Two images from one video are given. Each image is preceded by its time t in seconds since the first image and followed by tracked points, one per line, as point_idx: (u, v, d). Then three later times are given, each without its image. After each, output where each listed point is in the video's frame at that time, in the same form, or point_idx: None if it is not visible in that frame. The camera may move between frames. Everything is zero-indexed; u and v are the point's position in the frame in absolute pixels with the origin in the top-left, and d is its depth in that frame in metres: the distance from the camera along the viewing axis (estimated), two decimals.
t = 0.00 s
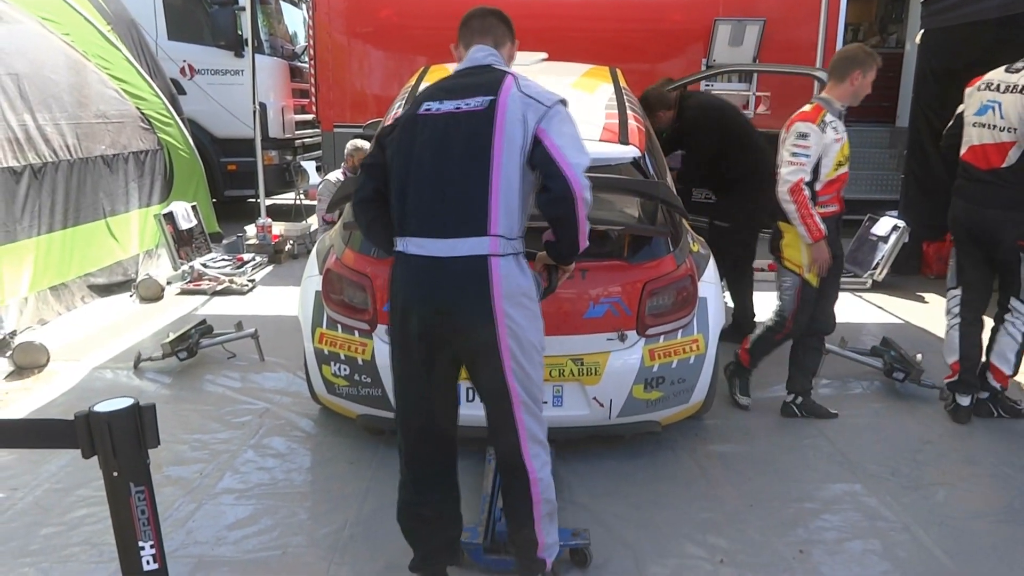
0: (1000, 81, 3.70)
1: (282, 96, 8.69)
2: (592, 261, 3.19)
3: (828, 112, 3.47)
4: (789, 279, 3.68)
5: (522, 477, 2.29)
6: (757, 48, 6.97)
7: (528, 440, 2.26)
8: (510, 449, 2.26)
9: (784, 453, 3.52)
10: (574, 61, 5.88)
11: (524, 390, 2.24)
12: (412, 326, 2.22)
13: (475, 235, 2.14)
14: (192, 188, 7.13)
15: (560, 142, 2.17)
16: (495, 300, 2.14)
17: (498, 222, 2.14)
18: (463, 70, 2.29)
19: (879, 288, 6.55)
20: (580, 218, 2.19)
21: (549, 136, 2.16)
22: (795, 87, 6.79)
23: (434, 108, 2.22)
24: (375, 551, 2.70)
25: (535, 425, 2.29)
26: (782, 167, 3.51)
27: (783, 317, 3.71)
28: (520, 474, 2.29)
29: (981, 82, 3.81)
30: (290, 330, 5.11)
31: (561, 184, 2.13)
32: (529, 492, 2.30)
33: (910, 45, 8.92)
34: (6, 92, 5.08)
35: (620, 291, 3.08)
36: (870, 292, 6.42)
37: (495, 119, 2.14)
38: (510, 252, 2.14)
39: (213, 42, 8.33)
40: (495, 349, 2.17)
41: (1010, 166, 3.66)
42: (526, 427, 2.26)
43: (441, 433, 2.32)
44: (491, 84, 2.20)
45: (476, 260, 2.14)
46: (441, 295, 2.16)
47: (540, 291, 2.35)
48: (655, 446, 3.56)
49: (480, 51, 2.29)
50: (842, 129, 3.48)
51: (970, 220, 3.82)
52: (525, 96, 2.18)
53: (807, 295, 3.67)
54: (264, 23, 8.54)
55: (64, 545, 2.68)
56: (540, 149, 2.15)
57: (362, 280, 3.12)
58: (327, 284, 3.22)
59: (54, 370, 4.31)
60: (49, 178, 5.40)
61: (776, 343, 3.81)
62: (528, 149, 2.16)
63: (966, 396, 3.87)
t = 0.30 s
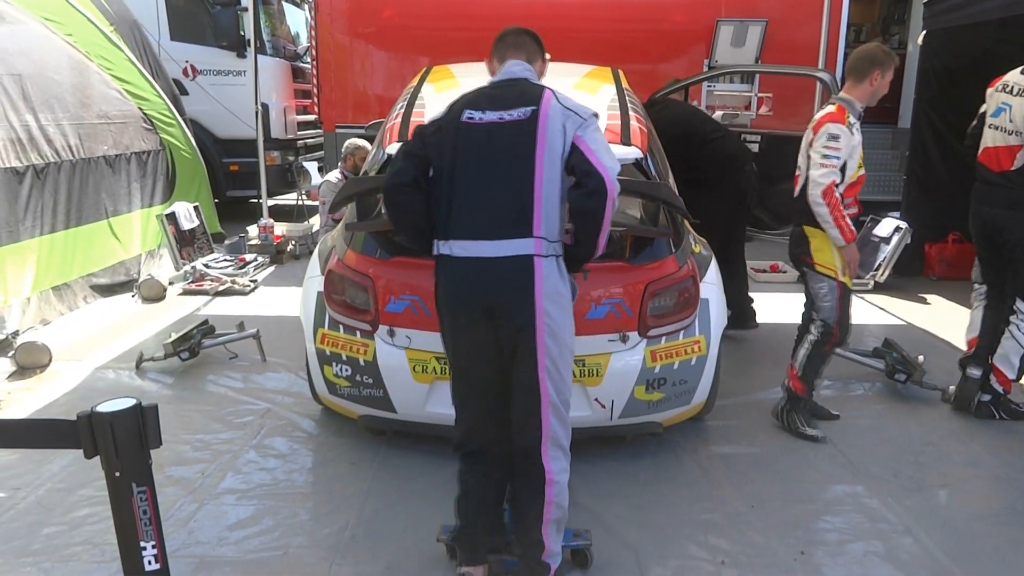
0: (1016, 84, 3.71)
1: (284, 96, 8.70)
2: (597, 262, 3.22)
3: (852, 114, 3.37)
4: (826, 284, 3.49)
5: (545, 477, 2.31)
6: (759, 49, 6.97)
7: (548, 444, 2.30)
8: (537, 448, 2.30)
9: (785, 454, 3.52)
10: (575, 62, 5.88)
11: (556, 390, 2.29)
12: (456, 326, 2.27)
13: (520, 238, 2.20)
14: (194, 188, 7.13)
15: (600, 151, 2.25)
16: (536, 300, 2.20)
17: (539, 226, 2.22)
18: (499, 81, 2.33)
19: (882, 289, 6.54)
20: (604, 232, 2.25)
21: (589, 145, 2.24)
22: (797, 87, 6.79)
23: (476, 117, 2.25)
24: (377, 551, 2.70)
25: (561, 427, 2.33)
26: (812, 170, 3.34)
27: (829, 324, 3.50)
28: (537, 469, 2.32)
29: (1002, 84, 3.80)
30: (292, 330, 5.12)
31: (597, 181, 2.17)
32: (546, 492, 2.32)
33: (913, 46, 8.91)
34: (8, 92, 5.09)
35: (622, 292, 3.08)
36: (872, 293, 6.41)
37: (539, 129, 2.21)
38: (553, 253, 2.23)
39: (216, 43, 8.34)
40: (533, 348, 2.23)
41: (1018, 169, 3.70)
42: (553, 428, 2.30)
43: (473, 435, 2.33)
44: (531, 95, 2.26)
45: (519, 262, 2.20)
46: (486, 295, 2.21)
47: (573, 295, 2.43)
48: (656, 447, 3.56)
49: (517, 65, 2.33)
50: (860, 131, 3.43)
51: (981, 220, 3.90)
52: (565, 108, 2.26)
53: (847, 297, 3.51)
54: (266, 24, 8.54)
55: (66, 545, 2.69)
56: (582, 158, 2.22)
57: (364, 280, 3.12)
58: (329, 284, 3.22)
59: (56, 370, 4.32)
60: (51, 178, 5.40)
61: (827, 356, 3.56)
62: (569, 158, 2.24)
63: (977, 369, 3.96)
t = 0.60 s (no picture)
0: None
1: (285, 98, 8.71)
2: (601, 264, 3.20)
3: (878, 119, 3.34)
4: (854, 292, 3.44)
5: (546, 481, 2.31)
6: (761, 53, 6.97)
7: (553, 443, 2.30)
8: (540, 450, 2.29)
9: (785, 458, 3.51)
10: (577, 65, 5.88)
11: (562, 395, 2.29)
12: (468, 324, 2.27)
13: (535, 242, 2.19)
14: (195, 190, 7.14)
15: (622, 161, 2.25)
16: (547, 305, 2.19)
17: (556, 230, 2.21)
18: (523, 83, 2.33)
19: (882, 293, 6.53)
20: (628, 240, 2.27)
21: (612, 154, 2.24)
22: (798, 92, 6.78)
23: (500, 116, 2.26)
24: (376, 554, 2.70)
25: (565, 430, 2.32)
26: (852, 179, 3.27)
27: (854, 335, 3.48)
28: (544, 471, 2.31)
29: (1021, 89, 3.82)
30: (292, 332, 5.12)
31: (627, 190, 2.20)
32: (550, 494, 2.32)
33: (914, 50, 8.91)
34: (9, 93, 5.09)
35: (622, 296, 3.08)
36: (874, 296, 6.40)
37: (562, 134, 2.21)
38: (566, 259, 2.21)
39: (218, 44, 8.35)
40: (541, 352, 2.22)
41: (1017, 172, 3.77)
42: (557, 432, 2.30)
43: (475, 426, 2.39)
44: (558, 100, 2.26)
45: (532, 265, 2.19)
46: (497, 296, 2.21)
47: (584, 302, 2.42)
48: (657, 450, 3.56)
49: (541, 67, 2.34)
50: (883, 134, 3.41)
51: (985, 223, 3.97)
52: (592, 116, 2.26)
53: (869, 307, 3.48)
54: (268, 25, 8.56)
55: (65, 547, 2.69)
56: (603, 166, 2.23)
57: (364, 282, 3.12)
58: (329, 286, 3.22)
59: (57, 371, 4.32)
60: (52, 180, 5.40)
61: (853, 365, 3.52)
62: (592, 164, 2.24)
63: (979, 376, 4.20)
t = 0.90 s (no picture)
0: None
1: (284, 102, 8.70)
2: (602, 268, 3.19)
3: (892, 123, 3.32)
4: (863, 298, 3.43)
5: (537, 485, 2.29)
6: (759, 56, 6.98)
7: (548, 456, 2.28)
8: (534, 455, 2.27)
9: (785, 462, 3.51)
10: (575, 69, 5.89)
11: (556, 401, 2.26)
12: (458, 322, 2.22)
13: (532, 242, 2.17)
14: (194, 194, 7.14)
15: (626, 165, 2.25)
16: (544, 308, 2.17)
17: (554, 233, 2.18)
18: (528, 78, 2.32)
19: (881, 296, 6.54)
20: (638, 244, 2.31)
21: (616, 157, 2.24)
22: (796, 96, 6.80)
23: (503, 109, 2.24)
24: (377, 559, 2.69)
25: (559, 437, 2.30)
26: (871, 186, 3.24)
27: (858, 342, 3.48)
28: (534, 484, 2.29)
29: None
30: (292, 336, 5.12)
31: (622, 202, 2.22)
32: (543, 498, 2.29)
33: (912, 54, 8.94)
34: (8, 97, 5.09)
35: (622, 300, 3.08)
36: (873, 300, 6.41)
37: (567, 133, 2.19)
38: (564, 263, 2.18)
39: (217, 48, 8.36)
40: (536, 355, 2.20)
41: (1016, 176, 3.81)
42: (550, 438, 2.27)
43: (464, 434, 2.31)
44: (563, 97, 2.24)
45: (530, 266, 2.17)
46: (492, 295, 2.17)
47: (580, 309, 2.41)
48: (657, 454, 3.56)
49: (547, 63, 2.34)
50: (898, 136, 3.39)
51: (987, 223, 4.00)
52: (597, 117, 2.25)
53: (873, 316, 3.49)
54: (267, 29, 8.56)
55: (64, 553, 2.68)
56: (608, 169, 2.23)
57: (364, 287, 3.12)
58: (329, 291, 3.22)
59: (56, 376, 4.31)
60: (51, 184, 5.40)
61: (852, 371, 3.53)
62: (595, 166, 2.22)
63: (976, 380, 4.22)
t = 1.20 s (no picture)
0: None
1: (283, 107, 8.70)
2: (601, 274, 3.18)
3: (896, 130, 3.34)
4: (867, 308, 3.43)
5: (528, 514, 2.18)
6: (758, 63, 7.00)
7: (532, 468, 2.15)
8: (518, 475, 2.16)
9: (785, 468, 3.51)
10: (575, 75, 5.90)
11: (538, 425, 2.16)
12: (422, 360, 2.10)
13: (497, 269, 2.03)
14: (192, 199, 7.14)
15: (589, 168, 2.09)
16: (515, 338, 2.05)
17: (519, 255, 2.04)
18: (474, 77, 2.12)
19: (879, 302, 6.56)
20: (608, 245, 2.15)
21: (578, 161, 2.07)
22: (795, 103, 6.83)
23: (449, 121, 2.05)
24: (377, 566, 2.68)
25: (545, 450, 2.19)
26: (870, 195, 3.26)
27: (861, 350, 3.49)
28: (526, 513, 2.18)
29: None
30: (291, 341, 5.11)
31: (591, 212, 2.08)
32: (535, 519, 2.18)
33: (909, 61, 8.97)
34: (6, 102, 5.07)
35: (623, 305, 3.08)
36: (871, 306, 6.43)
37: (523, 143, 2.02)
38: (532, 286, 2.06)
39: (215, 53, 8.37)
40: (511, 385, 2.09)
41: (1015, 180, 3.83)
42: (534, 453, 2.15)
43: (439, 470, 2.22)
44: (514, 100, 2.05)
45: (494, 298, 2.04)
46: (455, 327, 2.05)
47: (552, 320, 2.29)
48: (657, 460, 3.56)
49: (493, 55, 2.14)
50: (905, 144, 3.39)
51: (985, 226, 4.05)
52: (554, 119, 2.06)
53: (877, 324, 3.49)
54: (265, 34, 8.57)
55: (64, 559, 2.67)
56: (572, 177, 2.07)
57: (365, 292, 3.11)
58: (330, 296, 3.21)
59: (54, 381, 4.30)
60: (49, 189, 5.39)
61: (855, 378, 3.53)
62: (557, 175, 2.06)
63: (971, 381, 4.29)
